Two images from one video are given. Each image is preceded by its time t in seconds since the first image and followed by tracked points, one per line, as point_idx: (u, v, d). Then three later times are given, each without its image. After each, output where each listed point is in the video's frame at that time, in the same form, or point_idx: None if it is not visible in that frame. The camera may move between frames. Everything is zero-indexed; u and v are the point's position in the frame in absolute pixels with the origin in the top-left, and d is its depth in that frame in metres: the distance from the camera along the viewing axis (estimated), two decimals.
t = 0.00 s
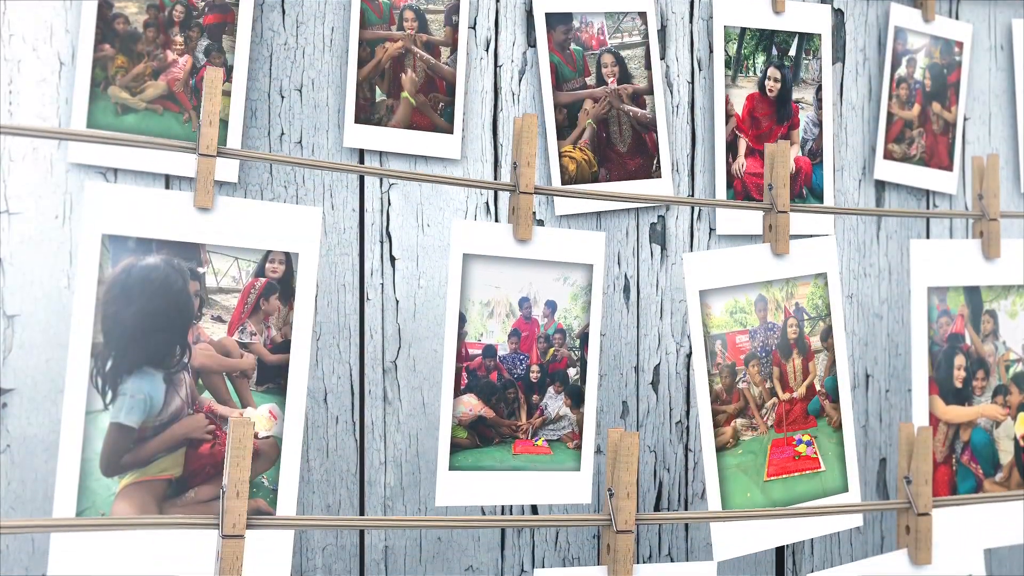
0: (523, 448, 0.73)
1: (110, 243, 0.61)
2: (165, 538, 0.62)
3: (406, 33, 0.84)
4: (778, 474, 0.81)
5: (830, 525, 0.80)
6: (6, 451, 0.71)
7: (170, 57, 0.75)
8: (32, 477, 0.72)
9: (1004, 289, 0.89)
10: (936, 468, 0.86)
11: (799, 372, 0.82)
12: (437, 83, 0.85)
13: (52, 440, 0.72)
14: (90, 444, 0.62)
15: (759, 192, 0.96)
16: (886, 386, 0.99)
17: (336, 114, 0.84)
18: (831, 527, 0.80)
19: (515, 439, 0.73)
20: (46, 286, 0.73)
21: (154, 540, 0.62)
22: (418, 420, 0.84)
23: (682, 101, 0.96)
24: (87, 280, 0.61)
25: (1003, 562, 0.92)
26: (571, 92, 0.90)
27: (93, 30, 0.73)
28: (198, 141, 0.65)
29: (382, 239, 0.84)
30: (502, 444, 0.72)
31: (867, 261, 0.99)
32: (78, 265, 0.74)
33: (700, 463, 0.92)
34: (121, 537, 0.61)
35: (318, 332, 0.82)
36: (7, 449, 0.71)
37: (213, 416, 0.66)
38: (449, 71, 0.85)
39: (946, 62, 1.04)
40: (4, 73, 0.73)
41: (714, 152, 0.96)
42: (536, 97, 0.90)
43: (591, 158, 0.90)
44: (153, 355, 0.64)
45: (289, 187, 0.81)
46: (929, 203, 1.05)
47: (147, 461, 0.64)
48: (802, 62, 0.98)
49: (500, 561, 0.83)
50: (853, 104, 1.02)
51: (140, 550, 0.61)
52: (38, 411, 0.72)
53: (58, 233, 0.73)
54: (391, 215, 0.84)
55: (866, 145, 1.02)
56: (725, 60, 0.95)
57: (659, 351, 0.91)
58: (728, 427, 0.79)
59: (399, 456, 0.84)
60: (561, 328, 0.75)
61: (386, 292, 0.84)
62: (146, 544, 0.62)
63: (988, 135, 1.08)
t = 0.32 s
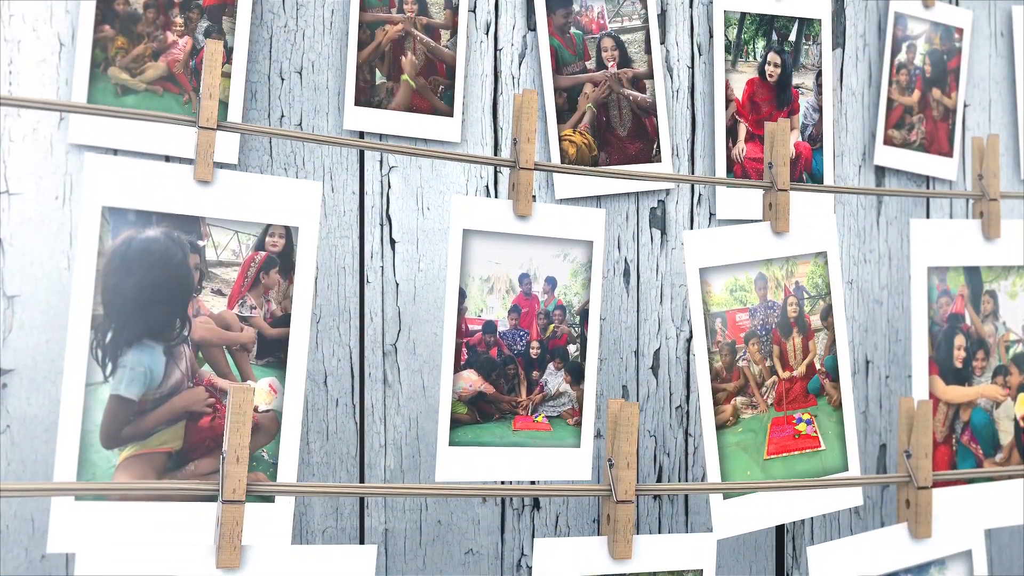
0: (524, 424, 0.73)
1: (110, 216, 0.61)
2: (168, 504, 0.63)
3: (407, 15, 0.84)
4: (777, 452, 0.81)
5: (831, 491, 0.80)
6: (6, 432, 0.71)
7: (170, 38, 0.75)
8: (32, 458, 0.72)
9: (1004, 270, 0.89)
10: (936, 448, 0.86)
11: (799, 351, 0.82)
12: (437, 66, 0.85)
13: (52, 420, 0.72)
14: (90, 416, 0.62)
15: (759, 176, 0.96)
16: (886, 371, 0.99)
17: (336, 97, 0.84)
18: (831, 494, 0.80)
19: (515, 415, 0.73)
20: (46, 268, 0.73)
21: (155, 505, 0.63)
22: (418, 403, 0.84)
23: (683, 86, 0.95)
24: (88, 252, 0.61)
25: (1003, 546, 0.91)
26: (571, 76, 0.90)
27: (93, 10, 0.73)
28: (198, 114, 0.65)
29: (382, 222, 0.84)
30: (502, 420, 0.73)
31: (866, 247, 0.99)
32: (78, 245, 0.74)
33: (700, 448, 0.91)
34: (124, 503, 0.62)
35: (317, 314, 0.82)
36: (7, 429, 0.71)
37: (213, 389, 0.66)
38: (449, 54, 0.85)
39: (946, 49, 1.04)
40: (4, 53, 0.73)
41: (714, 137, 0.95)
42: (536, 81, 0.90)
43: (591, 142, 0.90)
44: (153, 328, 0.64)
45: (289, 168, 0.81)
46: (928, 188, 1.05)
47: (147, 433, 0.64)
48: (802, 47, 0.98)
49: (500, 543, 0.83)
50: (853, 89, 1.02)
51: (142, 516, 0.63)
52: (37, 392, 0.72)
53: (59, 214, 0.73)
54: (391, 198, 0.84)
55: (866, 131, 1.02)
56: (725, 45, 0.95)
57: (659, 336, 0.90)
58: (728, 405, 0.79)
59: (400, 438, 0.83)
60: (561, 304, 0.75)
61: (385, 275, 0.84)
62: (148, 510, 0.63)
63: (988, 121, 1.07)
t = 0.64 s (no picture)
0: (524, 403, 0.73)
1: (110, 191, 0.61)
2: (168, 477, 0.63)
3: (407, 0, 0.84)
4: (778, 433, 0.81)
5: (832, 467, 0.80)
6: (6, 414, 0.70)
7: (170, 21, 0.74)
8: (32, 441, 0.71)
9: (1004, 252, 0.89)
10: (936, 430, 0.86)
11: (799, 331, 0.82)
12: (437, 50, 0.85)
13: (52, 403, 0.71)
14: (90, 391, 0.62)
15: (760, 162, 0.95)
16: (886, 359, 0.98)
17: (337, 81, 0.83)
18: (833, 471, 0.80)
19: (515, 394, 0.73)
20: (46, 251, 0.72)
21: (155, 478, 0.63)
22: (418, 388, 0.84)
23: (682, 73, 0.95)
24: (87, 228, 0.61)
25: (1003, 534, 0.91)
26: (571, 61, 0.89)
27: None
28: (197, 90, 0.64)
29: (381, 207, 0.84)
30: (501, 399, 0.72)
31: (866, 234, 0.98)
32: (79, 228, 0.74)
33: (700, 435, 0.90)
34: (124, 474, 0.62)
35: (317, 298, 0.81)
36: (7, 411, 0.70)
37: (213, 364, 0.67)
38: (450, 39, 0.85)
39: (946, 36, 1.04)
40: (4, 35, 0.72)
41: (714, 123, 0.95)
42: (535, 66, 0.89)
43: (591, 128, 0.89)
44: (152, 304, 0.64)
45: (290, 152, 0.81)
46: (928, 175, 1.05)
47: (147, 408, 0.64)
48: (802, 34, 0.98)
49: (500, 529, 0.83)
50: (853, 77, 1.01)
51: (142, 487, 0.62)
52: (38, 374, 0.72)
53: (59, 196, 0.73)
54: (391, 183, 0.84)
55: (866, 117, 1.01)
56: (725, 31, 0.95)
57: (659, 321, 0.90)
58: (728, 385, 0.79)
59: (400, 423, 0.83)
60: (561, 283, 0.75)
61: (386, 260, 0.84)
62: (147, 484, 0.63)
63: (989, 108, 1.07)
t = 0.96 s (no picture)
0: (523, 378, 0.73)
1: (110, 163, 0.61)
2: (168, 450, 0.63)
3: None
4: (777, 412, 0.81)
5: (831, 444, 0.80)
6: (7, 395, 0.69)
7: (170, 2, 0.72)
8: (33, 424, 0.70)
9: (1004, 232, 0.89)
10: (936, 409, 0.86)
11: (799, 310, 0.82)
12: (437, 34, 0.83)
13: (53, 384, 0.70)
14: (90, 362, 0.62)
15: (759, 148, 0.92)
16: (887, 345, 0.97)
17: (337, 64, 0.82)
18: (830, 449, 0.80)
19: (515, 369, 0.73)
20: (46, 232, 0.71)
21: (155, 450, 0.63)
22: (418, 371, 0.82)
23: (682, 58, 0.92)
24: (87, 200, 0.61)
25: (1003, 519, 0.92)
26: (571, 45, 0.87)
27: None
28: (197, 63, 0.64)
29: (381, 189, 0.83)
30: (501, 375, 0.72)
31: (867, 220, 0.97)
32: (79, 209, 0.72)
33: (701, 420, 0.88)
34: (125, 445, 0.62)
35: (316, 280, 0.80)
36: (8, 392, 0.69)
37: (213, 338, 0.66)
38: (449, 22, 0.83)
39: (946, 23, 1.01)
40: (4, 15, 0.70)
41: (714, 109, 0.93)
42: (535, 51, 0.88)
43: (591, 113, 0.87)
44: (152, 276, 0.64)
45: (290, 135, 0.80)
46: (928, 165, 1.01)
47: (147, 381, 0.64)
48: (802, 20, 0.96)
49: (500, 512, 0.83)
50: (853, 63, 0.98)
51: (142, 459, 0.63)
52: (37, 357, 0.70)
53: (58, 176, 0.72)
54: (392, 167, 0.83)
55: (865, 104, 0.99)
56: (725, 15, 0.93)
57: (660, 305, 0.87)
58: (728, 363, 0.79)
59: (399, 407, 0.82)
60: (561, 260, 0.75)
61: (385, 244, 0.83)
62: (147, 456, 0.63)
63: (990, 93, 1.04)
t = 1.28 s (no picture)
0: (523, 354, 0.73)
1: (110, 135, 0.62)
2: (168, 424, 0.63)
3: None
4: (777, 391, 0.81)
5: (831, 423, 0.80)
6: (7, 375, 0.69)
7: None
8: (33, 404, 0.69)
9: (1004, 213, 0.89)
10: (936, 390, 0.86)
11: (799, 289, 0.82)
12: (437, 16, 0.82)
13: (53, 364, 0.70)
14: (90, 334, 0.62)
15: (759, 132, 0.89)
16: (887, 331, 0.95)
17: (337, 47, 0.80)
18: (829, 431, 0.79)
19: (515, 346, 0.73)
20: (46, 213, 0.70)
21: (155, 424, 0.63)
22: (418, 354, 0.81)
23: (682, 43, 0.91)
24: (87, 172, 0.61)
25: (1004, 506, 0.91)
26: (571, 29, 0.86)
27: None
28: (197, 35, 0.64)
29: (382, 172, 0.82)
30: (501, 351, 0.72)
31: (867, 206, 0.96)
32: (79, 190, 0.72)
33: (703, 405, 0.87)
34: (124, 418, 0.62)
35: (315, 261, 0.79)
36: (8, 372, 0.69)
37: (213, 311, 0.66)
38: (449, 5, 0.82)
39: (947, 9, 1.00)
40: None
41: (714, 94, 0.91)
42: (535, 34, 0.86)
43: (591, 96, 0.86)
44: (152, 249, 0.64)
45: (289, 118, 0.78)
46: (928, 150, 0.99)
47: (148, 354, 0.64)
48: (802, 5, 0.94)
49: (500, 496, 0.82)
50: (853, 49, 0.97)
51: (142, 433, 0.62)
52: (37, 338, 0.70)
53: (58, 157, 0.71)
54: (392, 150, 0.82)
55: (866, 88, 0.97)
56: None
57: (660, 289, 0.86)
58: (728, 341, 0.79)
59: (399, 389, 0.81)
60: (561, 237, 0.75)
61: (386, 227, 0.82)
62: (146, 430, 0.63)
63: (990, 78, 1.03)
